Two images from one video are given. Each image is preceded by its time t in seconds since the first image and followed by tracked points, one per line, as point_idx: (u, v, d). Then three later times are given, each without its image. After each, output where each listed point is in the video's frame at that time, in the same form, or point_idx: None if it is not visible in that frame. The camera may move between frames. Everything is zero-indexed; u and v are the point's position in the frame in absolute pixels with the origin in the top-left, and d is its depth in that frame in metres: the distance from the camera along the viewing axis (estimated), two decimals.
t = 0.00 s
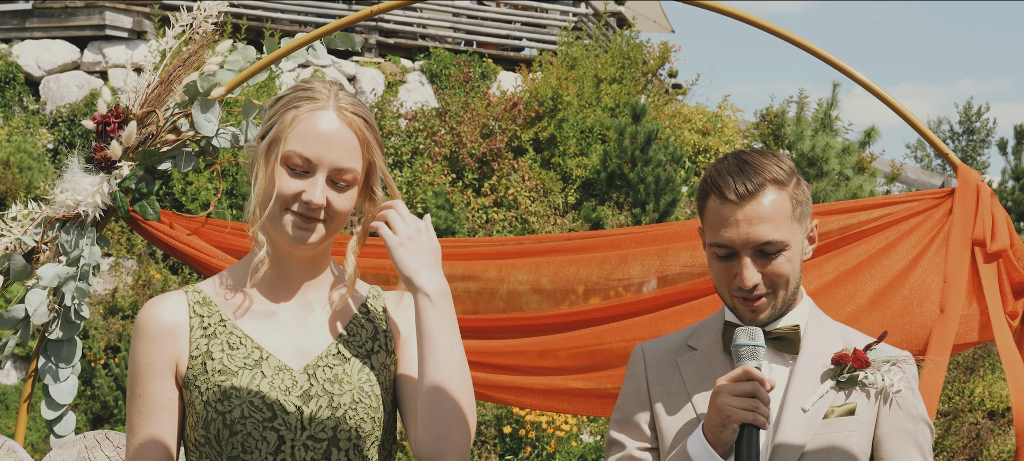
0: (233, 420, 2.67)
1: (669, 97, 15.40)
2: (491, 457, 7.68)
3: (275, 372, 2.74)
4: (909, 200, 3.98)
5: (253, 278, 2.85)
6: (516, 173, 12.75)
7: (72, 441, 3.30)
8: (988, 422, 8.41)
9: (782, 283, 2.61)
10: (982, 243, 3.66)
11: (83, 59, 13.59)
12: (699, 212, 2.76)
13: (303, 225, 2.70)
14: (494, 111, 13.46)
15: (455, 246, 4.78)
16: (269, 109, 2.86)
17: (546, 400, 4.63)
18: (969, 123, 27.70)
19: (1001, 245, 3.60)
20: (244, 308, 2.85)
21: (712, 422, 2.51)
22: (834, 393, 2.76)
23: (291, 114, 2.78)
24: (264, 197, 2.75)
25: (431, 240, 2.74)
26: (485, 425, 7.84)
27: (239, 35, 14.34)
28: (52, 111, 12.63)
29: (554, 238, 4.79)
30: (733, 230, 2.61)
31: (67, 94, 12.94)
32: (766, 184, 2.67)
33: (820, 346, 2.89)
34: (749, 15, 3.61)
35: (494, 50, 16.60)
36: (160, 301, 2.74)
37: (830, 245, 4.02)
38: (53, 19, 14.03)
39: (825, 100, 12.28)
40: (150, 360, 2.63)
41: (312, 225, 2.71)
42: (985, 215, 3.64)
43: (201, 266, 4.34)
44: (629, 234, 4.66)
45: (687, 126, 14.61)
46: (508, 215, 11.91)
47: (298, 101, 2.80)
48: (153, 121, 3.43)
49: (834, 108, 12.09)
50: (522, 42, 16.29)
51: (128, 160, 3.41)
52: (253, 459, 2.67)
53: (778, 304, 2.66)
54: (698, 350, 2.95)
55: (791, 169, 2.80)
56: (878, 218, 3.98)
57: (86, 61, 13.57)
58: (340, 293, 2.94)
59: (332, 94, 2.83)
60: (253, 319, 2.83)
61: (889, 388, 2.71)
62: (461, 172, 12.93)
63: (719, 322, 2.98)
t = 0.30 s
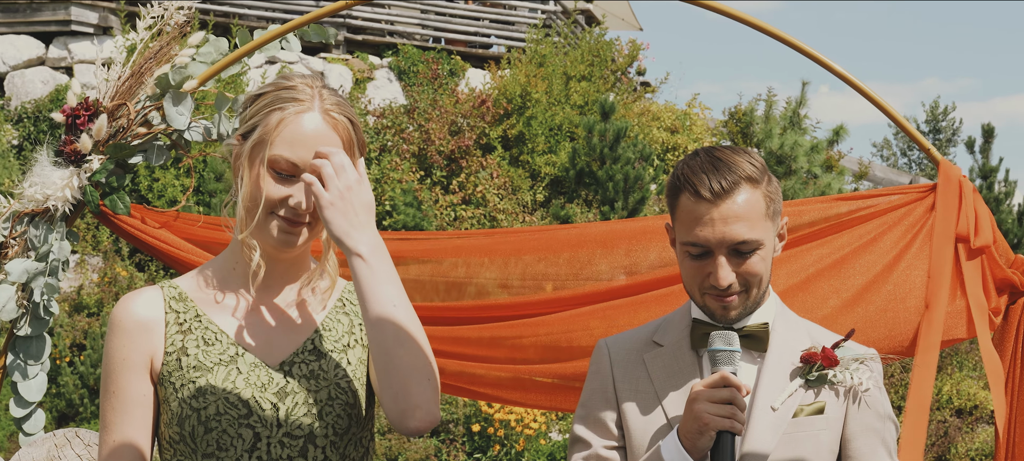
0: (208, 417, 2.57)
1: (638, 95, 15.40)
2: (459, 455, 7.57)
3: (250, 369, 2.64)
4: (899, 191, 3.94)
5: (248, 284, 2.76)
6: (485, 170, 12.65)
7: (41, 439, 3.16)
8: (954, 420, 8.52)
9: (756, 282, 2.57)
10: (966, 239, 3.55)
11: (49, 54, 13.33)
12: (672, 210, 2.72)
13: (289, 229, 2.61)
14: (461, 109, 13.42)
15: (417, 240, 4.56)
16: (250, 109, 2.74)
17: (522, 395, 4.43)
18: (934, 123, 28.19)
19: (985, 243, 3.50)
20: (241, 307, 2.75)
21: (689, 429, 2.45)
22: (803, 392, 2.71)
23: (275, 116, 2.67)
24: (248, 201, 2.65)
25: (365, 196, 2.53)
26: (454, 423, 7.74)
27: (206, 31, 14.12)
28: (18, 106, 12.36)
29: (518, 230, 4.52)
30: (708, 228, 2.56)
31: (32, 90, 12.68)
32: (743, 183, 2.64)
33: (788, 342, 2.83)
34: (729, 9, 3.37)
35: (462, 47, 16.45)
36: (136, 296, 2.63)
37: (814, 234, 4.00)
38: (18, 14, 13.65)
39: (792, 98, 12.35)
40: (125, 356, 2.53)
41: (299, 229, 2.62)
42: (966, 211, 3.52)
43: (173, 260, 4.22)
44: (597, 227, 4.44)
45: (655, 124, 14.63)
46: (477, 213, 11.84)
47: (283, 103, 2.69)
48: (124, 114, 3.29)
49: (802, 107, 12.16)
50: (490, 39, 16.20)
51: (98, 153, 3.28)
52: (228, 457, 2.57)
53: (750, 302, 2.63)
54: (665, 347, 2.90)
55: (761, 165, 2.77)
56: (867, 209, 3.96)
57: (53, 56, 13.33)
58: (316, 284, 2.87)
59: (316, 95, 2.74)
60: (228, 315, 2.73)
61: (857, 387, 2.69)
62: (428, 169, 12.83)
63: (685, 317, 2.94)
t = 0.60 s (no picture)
0: (198, 419, 2.53)
1: (623, 96, 15.41)
2: (445, 457, 7.53)
3: (242, 370, 2.60)
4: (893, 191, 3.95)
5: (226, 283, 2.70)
6: (470, 171, 12.62)
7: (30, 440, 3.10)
8: (940, 421, 8.58)
9: (774, 282, 2.55)
10: (961, 239, 3.55)
11: (32, 54, 13.14)
12: (682, 213, 2.70)
13: (275, 230, 2.58)
14: (447, 109, 13.38)
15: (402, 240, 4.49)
16: (241, 107, 2.70)
17: (516, 397, 4.43)
18: (917, 125, 28.43)
19: (980, 243, 3.48)
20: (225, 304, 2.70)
21: (704, 438, 2.43)
22: (805, 391, 2.72)
23: (263, 116, 2.62)
24: (234, 200, 2.61)
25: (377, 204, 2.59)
26: (440, 424, 7.73)
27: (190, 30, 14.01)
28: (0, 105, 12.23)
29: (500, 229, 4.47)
30: (731, 229, 2.54)
31: (14, 90, 12.55)
32: (757, 184, 2.61)
33: (788, 342, 2.82)
34: (724, 8, 3.37)
35: (447, 47, 16.42)
36: (126, 296, 2.59)
37: (808, 234, 4.00)
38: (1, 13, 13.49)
39: (777, 99, 12.42)
40: (116, 356, 2.49)
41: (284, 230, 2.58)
42: (963, 212, 3.54)
43: (162, 260, 4.18)
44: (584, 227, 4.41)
45: (640, 125, 14.64)
46: (462, 214, 11.84)
47: (271, 102, 2.64)
48: (111, 112, 3.22)
49: (787, 108, 12.21)
50: (475, 40, 16.17)
51: (86, 151, 3.22)
52: (219, 459, 2.53)
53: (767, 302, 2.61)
54: (663, 348, 2.88)
55: (767, 164, 2.75)
56: (862, 209, 3.97)
57: (35, 56, 13.13)
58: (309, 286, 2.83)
59: (306, 94, 2.68)
60: (219, 316, 2.68)
61: (859, 386, 2.69)
62: (414, 170, 12.80)
63: (683, 316, 2.92)
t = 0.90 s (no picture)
0: (205, 418, 2.52)
1: (619, 96, 15.41)
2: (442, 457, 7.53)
3: (248, 369, 2.59)
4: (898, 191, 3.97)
5: (220, 277, 2.70)
6: (466, 171, 12.61)
7: (33, 440, 3.09)
8: (937, 421, 8.59)
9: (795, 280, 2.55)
10: (965, 238, 3.54)
11: (27, 54, 13.18)
12: (703, 203, 2.70)
13: (275, 223, 2.56)
14: (443, 109, 13.36)
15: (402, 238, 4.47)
16: (241, 102, 2.69)
17: (520, 396, 4.44)
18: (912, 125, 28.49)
19: (985, 241, 3.49)
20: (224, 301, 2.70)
21: (723, 430, 2.43)
22: (825, 388, 2.71)
23: (262, 108, 2.61)
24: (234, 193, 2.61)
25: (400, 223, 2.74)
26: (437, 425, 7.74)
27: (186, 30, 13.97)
28: None
29: (492, 228, 4.43)
30: (756, 223, 2.54)
31: (9, 90, 12.51)
32: (777, 182, 2.60)
33: (805, 341, 2.82)
34: (729, 7, 3.37)
35: (443, 47, 16.40)
36: (132, 295, 2.59)
37: (812, 233, 3.98)
38: None
39: (773, 99, 12.46)
40: (121, 356, 2.49)
41: (282, 222, 2.57)
42: (967, 210, 3.53)
43: (163, 259, 4.16)
44: (589, 226, 4.40)
45: (636, 125, 14.64)
46: (458, 214, 11.86)
47: (270, 95, 2.63)
48: (113, 110, 3.21)
49: (783, 108, 12.23)
50: (471, 39, 16.15)
51: (87, 150, 3.20)
52: (226, 458, 2.52)
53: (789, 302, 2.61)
54: (680, 345, 2.88)
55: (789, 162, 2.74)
56: (865, 209, 3.97)
57: (30, 56, 13.17)
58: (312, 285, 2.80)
59: (306, 88, 2.67)
60: (226, 315, 2.67)
61: (878, 383, 2.70)
62: (410, 170, 12.78)
63: (699, 315, 2.93)
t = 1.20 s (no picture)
0: (208, 421, 2.51)
1: (616, 96, 15.43)
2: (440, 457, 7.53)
3: (253, 371, 2.58)
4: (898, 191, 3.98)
5: (242, 275, 2.68)
6: (463, 171, 12.61)
7: (33, 440, 3.09)
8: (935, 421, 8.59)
9: (801, 285, 2.55)
10: (967, 238, 3.55)
11: (24, 54, 13.16)
12: (716, 205, 2.71)
13: (294, 208, 2.55)
14: (441, 109, 13.35)
15: (401, 239, 4.42)
16: (228, 101, 2.66)
17: (522, 397, 4.40)
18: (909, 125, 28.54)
19: (986, 242, 3.50)
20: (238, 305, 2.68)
21: (723, 413, 2.44)
22: (841, 390, 2.71)
23: (258, 98, 2.61)
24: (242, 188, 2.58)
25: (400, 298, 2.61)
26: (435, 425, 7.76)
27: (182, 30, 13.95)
28: None
29: (488, 231, 4.42)
30: (764, 226, 2.54)
31: (6, 89, 12.48)
32: (783, 173, 2.63)
33: (821, 341, 2.81)
34: (730, 7, 3.38)
35: (440, 47, 16.39)
36: (136, 294, 2.57)
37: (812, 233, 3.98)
38: None
39: (770, 99, 12.48)
40: (124, 357, 2.49)
41: (301, 206, 2.56)
42: (969, 209, 3.54)
43: (165, 260, 4.15)
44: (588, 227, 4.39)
45: (634, 125, 14.64)
46: (456, 214, 11.86)
47: (263, 83, 2.64)
48: (113, 110, 3.20)
49: (781, 108, 12.27)
50: (469, 40, 16.15)
51: (88, 150, 3.20)
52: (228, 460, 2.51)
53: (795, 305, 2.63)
54: (696, 346, 2.90)
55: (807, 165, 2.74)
56: (867, 209, 3.97)
57: (28, 55, 13.16)
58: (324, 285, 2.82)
59: (294, 72, 2.70)
60: (230, 316, 2.66)
61: (894, 385, 2.70)
62: (408, 170, 12.77)
63: (716, 316, 2.93)
